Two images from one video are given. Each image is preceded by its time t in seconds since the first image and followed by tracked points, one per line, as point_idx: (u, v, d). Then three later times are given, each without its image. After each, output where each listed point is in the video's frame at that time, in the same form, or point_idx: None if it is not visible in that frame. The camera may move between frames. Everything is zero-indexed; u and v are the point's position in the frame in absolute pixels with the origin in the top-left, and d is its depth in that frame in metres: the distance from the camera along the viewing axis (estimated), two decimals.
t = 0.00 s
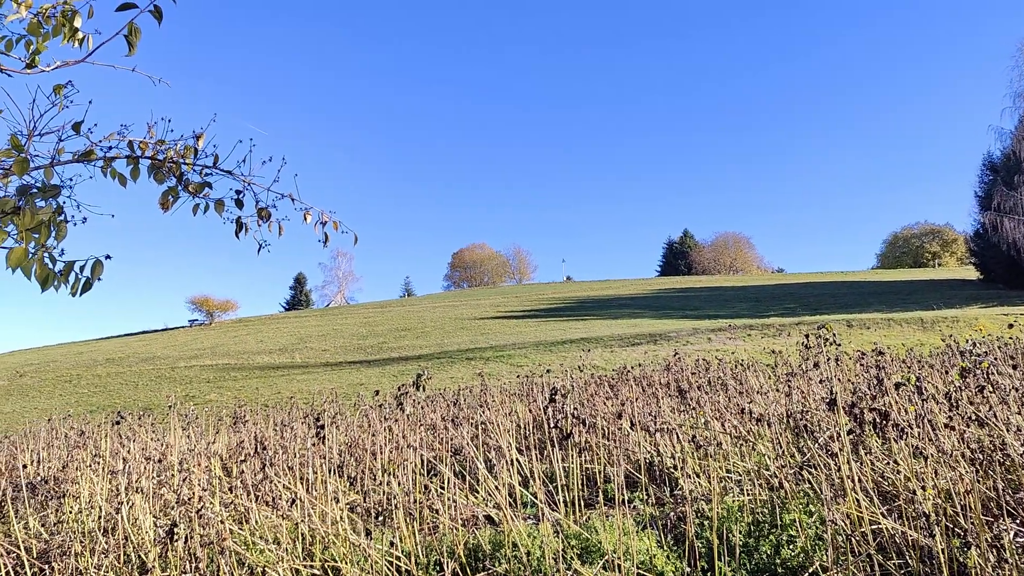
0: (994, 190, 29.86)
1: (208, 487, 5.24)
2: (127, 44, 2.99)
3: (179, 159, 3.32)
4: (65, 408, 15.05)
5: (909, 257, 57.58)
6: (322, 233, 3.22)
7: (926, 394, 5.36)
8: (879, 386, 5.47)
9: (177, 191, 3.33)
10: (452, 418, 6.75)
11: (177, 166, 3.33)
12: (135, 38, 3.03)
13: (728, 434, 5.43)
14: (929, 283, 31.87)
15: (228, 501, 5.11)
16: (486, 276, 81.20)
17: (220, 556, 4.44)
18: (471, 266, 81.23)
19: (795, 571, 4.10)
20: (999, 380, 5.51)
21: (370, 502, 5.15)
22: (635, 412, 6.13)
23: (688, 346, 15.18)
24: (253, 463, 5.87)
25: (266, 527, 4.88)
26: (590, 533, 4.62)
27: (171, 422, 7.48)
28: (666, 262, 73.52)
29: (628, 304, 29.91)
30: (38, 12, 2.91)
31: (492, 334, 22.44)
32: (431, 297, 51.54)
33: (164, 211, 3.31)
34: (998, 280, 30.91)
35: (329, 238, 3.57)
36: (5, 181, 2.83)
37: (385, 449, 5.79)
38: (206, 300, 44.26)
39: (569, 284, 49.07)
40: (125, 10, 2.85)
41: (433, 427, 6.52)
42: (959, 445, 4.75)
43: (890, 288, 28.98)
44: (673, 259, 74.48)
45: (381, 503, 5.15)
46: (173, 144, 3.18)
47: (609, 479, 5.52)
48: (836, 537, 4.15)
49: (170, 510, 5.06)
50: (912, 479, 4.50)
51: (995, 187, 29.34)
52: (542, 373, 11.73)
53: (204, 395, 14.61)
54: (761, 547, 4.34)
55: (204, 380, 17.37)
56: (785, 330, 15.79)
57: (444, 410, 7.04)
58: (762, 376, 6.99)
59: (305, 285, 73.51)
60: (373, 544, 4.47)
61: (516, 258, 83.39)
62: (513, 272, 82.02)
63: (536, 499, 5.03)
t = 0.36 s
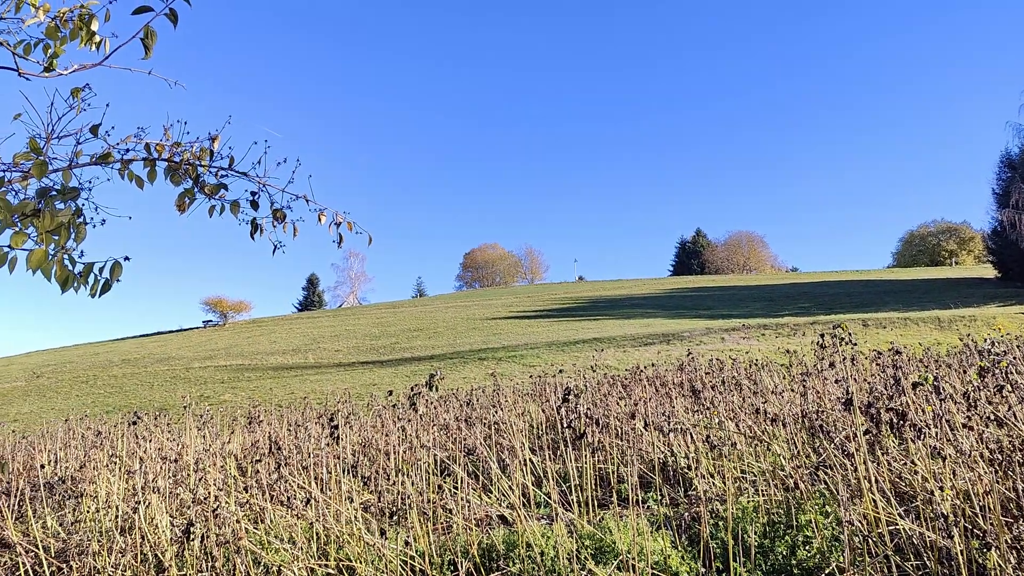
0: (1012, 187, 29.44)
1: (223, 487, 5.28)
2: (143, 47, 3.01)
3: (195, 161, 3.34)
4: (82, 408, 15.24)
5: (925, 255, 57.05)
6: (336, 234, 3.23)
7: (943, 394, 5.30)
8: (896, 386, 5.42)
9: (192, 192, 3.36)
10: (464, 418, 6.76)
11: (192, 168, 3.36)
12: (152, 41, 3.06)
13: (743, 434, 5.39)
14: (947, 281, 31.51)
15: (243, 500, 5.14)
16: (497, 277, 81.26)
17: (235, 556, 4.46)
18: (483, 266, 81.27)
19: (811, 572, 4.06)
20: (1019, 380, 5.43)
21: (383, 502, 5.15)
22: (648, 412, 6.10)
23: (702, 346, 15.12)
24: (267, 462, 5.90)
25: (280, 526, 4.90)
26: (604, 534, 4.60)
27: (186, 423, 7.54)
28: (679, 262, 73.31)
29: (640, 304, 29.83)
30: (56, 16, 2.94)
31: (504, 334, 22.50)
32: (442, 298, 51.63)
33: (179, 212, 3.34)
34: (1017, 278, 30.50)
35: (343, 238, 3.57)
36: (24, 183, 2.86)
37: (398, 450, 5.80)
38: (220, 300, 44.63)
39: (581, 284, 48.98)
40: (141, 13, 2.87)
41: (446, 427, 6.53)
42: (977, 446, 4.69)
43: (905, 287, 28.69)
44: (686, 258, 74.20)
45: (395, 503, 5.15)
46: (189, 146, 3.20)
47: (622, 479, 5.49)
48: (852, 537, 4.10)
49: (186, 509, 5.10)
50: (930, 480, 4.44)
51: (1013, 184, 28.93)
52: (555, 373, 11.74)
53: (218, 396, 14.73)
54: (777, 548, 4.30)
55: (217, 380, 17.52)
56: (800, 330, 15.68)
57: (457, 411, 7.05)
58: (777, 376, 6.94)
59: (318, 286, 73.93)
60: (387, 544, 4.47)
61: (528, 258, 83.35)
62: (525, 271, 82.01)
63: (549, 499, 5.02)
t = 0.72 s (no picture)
0: None
1: (239, 486, 5.31)
2: (161, 51, 3.04)
3: (212, 164, 3.37)
4: (100, 408, 15.46)
5: (943, 253, 56.45)
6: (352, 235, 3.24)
7: (962, 393, 5.24)
8: (914, 385, 5.37)
9: (209, 194, 3.38)
10: (478, 418, 6.78)
11: (210, 171, 3.39)
12: (169, 45, 3.08)
13: (759, 434, 5.35)
14: (965, 279, 31.13)
15: (259, 500, 5.16)
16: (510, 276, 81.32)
17: (252, 555, 4.48)
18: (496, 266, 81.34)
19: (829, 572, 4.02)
20: None
21: (398, 501, 5.16)
22: (663, 411, 6.09)
23: (716, 345, 15.05)
24: (283, 462, 5.93)
25: (296, 526, 4.91)
26: (619, 534, 4.57)
27: (202, 422, 7.61)
28: (693, 261, 73.13)
29: (653, 304, 29.75)
30: (75, 21, 2.97)
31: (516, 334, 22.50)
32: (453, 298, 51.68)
33: (197, 213, 3.36)
34: None
35: (358, 238, 3.58)
36: (45, 186, 2.89)
37: (413, 450, 5.82)
38: (235, 301, 45.02)
39: (592, 285, 48.83)
40: (159, 17, 2.89)
41: (460, 426, 6.54)
42: (997, 445, 4.63)
43: (922, 286, 28.36)
44: (700, 257, 73.89)
45: (410, 502, 5.16)
46: (205, 149, 3.23)
47: (637, 479, 5.47)
48: (871, 538, 4.06)
49: (202, 509, 5.15)
50: (949, 479, 4.39)
51: None
52: (569, 372, 11.73)
53: (233, 396, 14.86)
54: (794, 548, 4.26)
55: (233, 380, 17.68)
56: (816, 329, 15.57)
57: (471, 411, 7.07)
58: (793, 376, 6.90)
59: (331, 286, 74.37)
60: (402, 543, 4.47)
61: (540, 257, 83.25)
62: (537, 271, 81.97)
63: (564, 499, 5.00)
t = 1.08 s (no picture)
0: None
1: (256, 486, 5.35)
2: (179, 54, 3.06)
3: (229, 166, 3.39)
4: (118, 408, 15.66)
5: (962, 251, 55.76)
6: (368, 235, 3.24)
7: (984, 392, 5.17)
8: (934, 385, 5.30)
9: (227, 196, 3.40)
10: (493, 417, 6.79)
11: (228, 174, 3.41)
12: (187, 49, 3.11)
13: (776, 434, 5.32)
14: (985, 278, 30.70)
15: (276, 500, 5.18)
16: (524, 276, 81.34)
17: (269, 554, 4.50)
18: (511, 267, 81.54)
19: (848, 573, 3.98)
20: None
21: (414, 501, 5.17)
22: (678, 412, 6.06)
23: (732, 345, 14.96)
24: (300, 462, 5.97)
25: (312, 525, 4.93)
26: (636, 534, 4.55)
27: (220, 422, 7.68)
28: (708, 260, 72.83)
29: (667, 303, 29.65)
30: (96, 26, 2.99)
31: (528, 335, 22.51)
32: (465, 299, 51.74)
33: (214, 215, 3.39)
34: None
35: (373, 240, 3.59)
36: (66, 188, 2.92)
37: (428, 450, 5.84)
38: (251, 303, 45.42)
39: (606, 285, 48.70)
40: (177, 21, 2.91)
41: (475, 426, 6.56)
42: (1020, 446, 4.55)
43: (941, 284, 27.97)
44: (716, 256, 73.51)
45: (425, 502, 5.16)
46: (224, 151, 3.26)
47: (653, 480, 5.45)
48: (891, 539, 4.00)
49: (220, 509, 5.19)
50: (971, 479, 4.32)
51: None
52: (583, 373, 11.73)
53: (249, 396, 14.99)
54: (812, 549, 4.22)
55: (248, 381, 17.80)
56: (834, 328, 15.45)
57: (486, 411, 7.08)
58: (810, 375, 6.85)
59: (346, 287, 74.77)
60: (418, 543, 4.48)
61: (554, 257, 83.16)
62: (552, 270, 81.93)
63: (580, 499, 4.99)
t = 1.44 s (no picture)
0: None
1: (272, 486, 5.38)
2: (196, 59, 3.08)
3: (245, 169, 3.40)
4: (136, 408, 15.87)
5: (983, 248, 55.04)
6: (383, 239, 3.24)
7: (1005, 392, 5.09)
8: (954, 385, 5.24)
9: (243, 199, 3.42)
10: (508, 418, 6.80)
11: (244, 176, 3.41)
12: (204, 54, 3.12)
13: (793, 434, 5.27)
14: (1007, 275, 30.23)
15: (292, 499, 5.21)
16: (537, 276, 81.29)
17: (285, 554, 4.52)
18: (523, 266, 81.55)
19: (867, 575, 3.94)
20: None
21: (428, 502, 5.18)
22: (694, 412, 6.04)
23: (748, 345, 14.87)
24: (315, 462, 6.00)
25: (328, 525, 4.95)
26: (651, 535, 4.52)
27: (236, 423, 7.76)
28: (723, 259, 72.44)
29: (682, 302, 29.52)
30: (114, 32, 3.01)
31: (541, 334, 22.50)
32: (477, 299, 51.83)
33: (231, 218, 3.40)
34: None
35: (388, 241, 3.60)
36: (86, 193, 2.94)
37: (443, 450, 5.86)
38: (266, 304, 45.81)
39: (619, 284, 48.57)
40: (195, 26, 2.93)
41: (490, 427, 6.57)
42: None
43: (961, 282, 27.62)
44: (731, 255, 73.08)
45: (440, 502, 5.17)
46: (240, 154, 3.26)
47: (668, 480, 5.42)
48: (911, 540, 3.95)
49: (236, 508, 5.23)
50: (992, 480, 4.25)
51: None
52: (598, 373, 11.71)
53: (263, 396, 15.12)
54: (830, 550, 4.18)
55: (264, 381, 17.94)
56: (852, 327, 15.33)
57: (500, 411, 7.09)
58: (827, 375, 6.80)
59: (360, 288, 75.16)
60: (433, 543, 4.48)
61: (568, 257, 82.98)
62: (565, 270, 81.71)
63: (594, 500, 4.97)
